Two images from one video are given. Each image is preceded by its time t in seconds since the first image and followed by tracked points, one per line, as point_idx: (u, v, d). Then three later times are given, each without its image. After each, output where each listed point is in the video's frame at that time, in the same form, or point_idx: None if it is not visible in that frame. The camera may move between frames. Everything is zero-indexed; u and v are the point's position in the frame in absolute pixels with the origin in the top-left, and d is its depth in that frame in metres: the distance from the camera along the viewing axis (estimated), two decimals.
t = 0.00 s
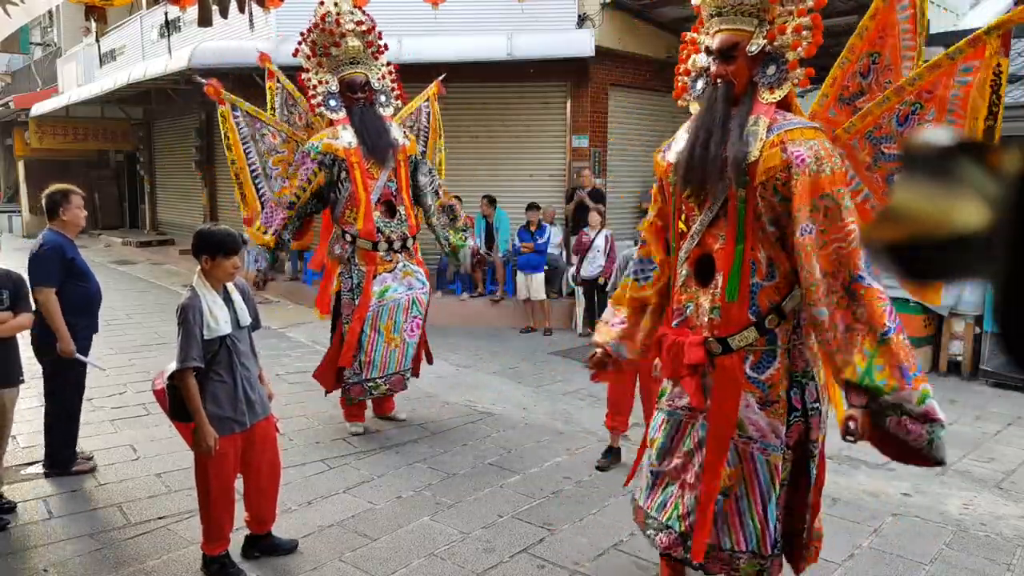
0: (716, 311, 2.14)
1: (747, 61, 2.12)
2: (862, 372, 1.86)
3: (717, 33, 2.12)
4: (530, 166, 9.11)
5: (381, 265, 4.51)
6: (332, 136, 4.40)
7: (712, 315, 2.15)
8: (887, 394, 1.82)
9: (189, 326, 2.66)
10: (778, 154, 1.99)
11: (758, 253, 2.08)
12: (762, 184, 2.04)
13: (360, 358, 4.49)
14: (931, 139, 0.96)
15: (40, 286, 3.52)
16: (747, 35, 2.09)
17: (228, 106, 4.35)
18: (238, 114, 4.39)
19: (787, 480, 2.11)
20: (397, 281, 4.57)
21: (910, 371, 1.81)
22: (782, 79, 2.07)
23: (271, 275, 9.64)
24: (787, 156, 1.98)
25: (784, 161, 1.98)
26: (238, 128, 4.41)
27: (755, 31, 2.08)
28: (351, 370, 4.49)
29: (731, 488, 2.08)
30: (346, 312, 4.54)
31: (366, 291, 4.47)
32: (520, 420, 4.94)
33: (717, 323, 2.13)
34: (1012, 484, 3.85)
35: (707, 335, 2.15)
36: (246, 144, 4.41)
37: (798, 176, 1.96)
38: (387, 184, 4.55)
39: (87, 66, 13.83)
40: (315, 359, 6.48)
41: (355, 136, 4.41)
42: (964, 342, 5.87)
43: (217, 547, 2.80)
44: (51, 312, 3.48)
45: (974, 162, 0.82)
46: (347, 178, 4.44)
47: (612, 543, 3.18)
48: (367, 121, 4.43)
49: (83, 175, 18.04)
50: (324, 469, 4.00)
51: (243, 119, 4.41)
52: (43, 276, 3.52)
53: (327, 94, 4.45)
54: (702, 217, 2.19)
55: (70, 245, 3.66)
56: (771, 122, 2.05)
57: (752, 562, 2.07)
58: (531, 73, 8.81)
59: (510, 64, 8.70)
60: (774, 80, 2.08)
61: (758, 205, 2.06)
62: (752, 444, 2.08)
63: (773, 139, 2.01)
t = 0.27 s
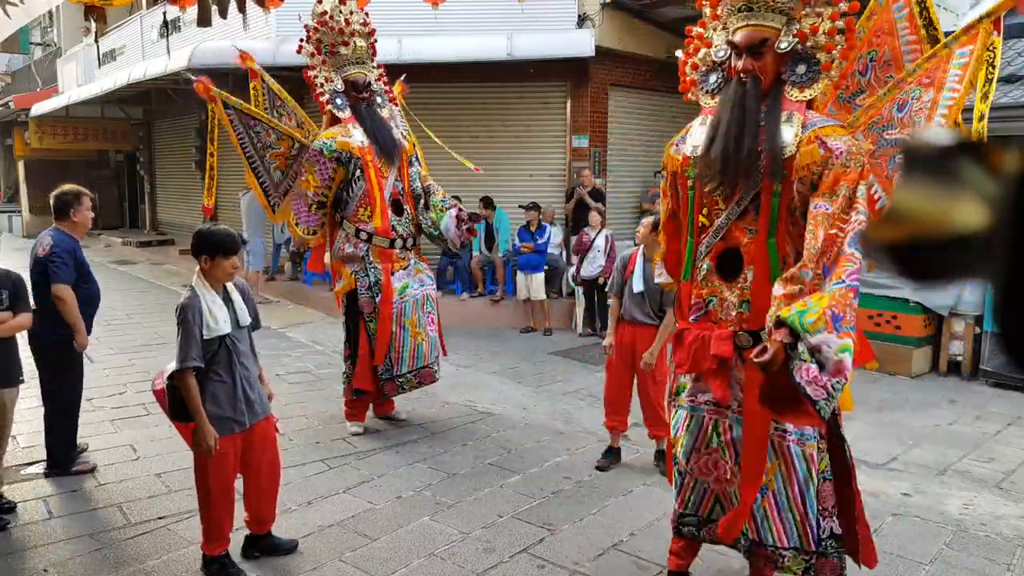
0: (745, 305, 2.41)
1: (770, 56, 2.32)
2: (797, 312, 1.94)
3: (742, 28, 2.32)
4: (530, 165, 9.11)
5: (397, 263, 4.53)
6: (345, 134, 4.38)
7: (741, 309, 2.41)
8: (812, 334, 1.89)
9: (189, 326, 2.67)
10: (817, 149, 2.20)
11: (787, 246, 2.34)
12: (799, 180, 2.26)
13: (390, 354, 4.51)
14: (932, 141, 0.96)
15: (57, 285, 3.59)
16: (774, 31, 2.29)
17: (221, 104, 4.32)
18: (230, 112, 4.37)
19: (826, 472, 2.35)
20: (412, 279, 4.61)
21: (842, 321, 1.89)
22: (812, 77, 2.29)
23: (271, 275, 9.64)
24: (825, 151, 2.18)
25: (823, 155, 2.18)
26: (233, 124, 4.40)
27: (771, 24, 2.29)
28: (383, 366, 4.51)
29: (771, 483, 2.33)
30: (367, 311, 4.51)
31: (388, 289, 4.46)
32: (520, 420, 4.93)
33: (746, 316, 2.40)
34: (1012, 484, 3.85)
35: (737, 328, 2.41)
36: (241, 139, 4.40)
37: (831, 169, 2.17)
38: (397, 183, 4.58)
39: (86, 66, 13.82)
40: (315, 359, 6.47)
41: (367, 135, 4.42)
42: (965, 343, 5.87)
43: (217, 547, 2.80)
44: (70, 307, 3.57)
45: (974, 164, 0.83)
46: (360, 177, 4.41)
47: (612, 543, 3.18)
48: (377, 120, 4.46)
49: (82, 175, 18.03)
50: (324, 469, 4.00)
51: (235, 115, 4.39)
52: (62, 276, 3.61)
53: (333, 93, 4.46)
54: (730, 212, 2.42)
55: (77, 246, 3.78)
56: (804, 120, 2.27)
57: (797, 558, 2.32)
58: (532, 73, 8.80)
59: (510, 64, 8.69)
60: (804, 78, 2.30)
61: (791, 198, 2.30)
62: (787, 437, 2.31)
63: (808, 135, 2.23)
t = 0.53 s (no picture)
0: (762, 303, 2.51)
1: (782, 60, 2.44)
2: (841, 300, 2.03)
3: (756, 33, 2.44)
4: (530, 165, 9.11)
5: (399, 262, 4.54)
6: (353, 133, 4.34)
7: (758, 307, 2.51)
8: (860, 324, 1.97)
9: (189, 326, 2.67)
10: (833, 152, 2.30)
11: (801, 245, 2.45)
12: (816, 181, 2.35)
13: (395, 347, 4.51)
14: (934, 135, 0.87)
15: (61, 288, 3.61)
16: (785, 37, 2.42)
17: (229, 83, 4.41)
18: (238, 93, 4.44)
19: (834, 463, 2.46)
20: (413, 278, 4.60)
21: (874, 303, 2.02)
22: (824, 82, 2.42)
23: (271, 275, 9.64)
24: (841, 153, 2.27)
25: (839, 157, 2.29)
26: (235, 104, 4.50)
27: (779, 29, 2.43)
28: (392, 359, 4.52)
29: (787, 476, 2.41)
30: (372, 310, 4.48)
31: (395, 289, 4.45)
32: (520, 421, 4.93)
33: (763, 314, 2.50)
34: (1012, 484, 3.84)
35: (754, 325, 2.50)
36: (238, 124, 4.51)
37: (848, 170, 2.25)
38: (396, 183, 4.58)
39: (86, 66, 13.83)
40: (315, 359, 6.47)
41: (371, 135, 4.44)
42: (965, 343, 5.87)
43: (217, 548, 2.79)
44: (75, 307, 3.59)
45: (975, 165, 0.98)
46: (365, 176, 4.38)
47: (612, 543, 3.18)
48: (378, 121, 4.52)
49: (82, 175, 18.03)
50: (324, 469, 4.00)
51: (242, 98, 4.46)
52: (68, 278, 3.64)
53: (337, 91, 4.42)
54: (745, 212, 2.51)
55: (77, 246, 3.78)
56: (817, 123, 2.39)
57: (807, 550, 2.41)
58: (532, 73, 8.80)
59: (511, 64, 8.69)
60: (815, 83, 2.43)
61: (807, 198, 2.39)
62: (799, 429, 2.42)
63: (824, 138, 2.34)
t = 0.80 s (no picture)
0: (772, 304, 2.73)
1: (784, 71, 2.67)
2: (895, 342, 2.58)
3: (758, 43, 2.68)
4: (529, 165, 9.11)
5: (392, 264, 4.55)
6: (353, 131, 4.33)
7: (768, 309, 2.74)
8: (919, 362, 2.57)
9: (189, 327, 2.67)
10: (839, 160, 2.60)
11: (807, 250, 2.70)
12: (823, 187, 2.62)
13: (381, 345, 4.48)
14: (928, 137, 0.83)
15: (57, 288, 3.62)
16: (788, 47, 2.66)
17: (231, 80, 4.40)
18: (240, 91, 4.43)
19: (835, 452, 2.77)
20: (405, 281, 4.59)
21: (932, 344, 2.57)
22: (825, 90, 2.68)
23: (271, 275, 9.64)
24: (845, 163, 2.59)
25: (843, 166, 2.60)
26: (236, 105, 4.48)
27: (778, 37, 2.66)
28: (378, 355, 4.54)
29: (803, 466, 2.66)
30: (362, 310, 4.50)
31: (386, 290, 4.47)
32: (521, 420, 4.93)
33: (773, 315, 2.73)
34: (1012, 484, 3.85)
35: (764, 327, 2.74)
36: (240, 122, 4.48)
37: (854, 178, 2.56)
38: (392, 186, 4.66)
39: (86, 66, 13.83)
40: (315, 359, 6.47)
41: (370, 136, 4.46)
42: (964, 343, 5.86)
43: (217, 548, 2.79)
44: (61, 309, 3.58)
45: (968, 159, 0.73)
46: (365, 176, 4.39)
47: (613, 543, 3.18)
48: (379, 122, 4.54)
49: (82, 175, 18.03)
50: (324, 469, 4.00)
51: (243, 97, 4.46)
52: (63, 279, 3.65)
53: (338, 89, 4.41)
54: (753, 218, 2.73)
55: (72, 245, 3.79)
56: (821, 131, 2.65)
57: (823, 536, 2.64)
58: (532, 73, 8.81)
59: (511, 64, 8.69)
60: (818, 91, 2.68)
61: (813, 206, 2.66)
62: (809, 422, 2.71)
63: (830, 146, 2.62)
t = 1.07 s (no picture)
0: (766, 299, 2.75)
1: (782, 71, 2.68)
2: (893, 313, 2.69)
3: (756, 43, 2.68)
4: (529, 165, 9.11)
5: (378, 265, 4.51)
6: (340, 132, 4.36)
7: (763, 303, 2.76)
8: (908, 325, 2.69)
9: (189, 327, 2.67)
10: (832, 160, 2.64)
11: (804, 245, 2.72)
12: (816, 185, 2.66)
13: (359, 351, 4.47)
14: (927, 136, 0.83)
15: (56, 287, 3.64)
16: (786, 46, 2.66)
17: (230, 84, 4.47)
18: (241, 94, 4.45)
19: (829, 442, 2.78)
20: (393, 283, 4.55)
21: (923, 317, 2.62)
22: (824, 88, 2.66)
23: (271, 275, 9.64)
24: (839, 162, 2.63)
25: (837, 165, 2.63)
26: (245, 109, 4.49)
27: (776, 39, 2.66)
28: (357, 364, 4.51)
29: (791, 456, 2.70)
30: (343, 312, 4.53)
31: (366, 291, 4.46)
32: (521, 421, 4.93)
33: (768, 309, 2.75)
34: (1012, 484, 3.85)
35: (759, 321, 2.76)
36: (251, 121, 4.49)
37: (849, 178, 2.62)
38: (386, 185, 4.61)
39: (86, 66, 13.82)
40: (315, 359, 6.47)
41: (362, 135, 4.42)
42: (964, 343, 5.88)
43: (218, 548, 2.79)
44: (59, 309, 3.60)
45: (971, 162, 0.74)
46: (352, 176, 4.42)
47: (613, 543, 3.18)
48: (373, 122, 4.48)
49: (82, 175, 18.01)
50: (324, 469, 4.00)
51: (246, 100, 4.47)
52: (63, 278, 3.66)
53: (332, 89, 4.42)
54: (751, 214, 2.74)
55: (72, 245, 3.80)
56: (817, 130, 2.69)
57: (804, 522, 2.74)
58: (532, 73, 8.81)
59: (511, 64, 8.70)
60: (816, 90, 2.67)
61: (808, 202, 2.68)
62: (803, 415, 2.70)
63: (824, 145, 2.66)
